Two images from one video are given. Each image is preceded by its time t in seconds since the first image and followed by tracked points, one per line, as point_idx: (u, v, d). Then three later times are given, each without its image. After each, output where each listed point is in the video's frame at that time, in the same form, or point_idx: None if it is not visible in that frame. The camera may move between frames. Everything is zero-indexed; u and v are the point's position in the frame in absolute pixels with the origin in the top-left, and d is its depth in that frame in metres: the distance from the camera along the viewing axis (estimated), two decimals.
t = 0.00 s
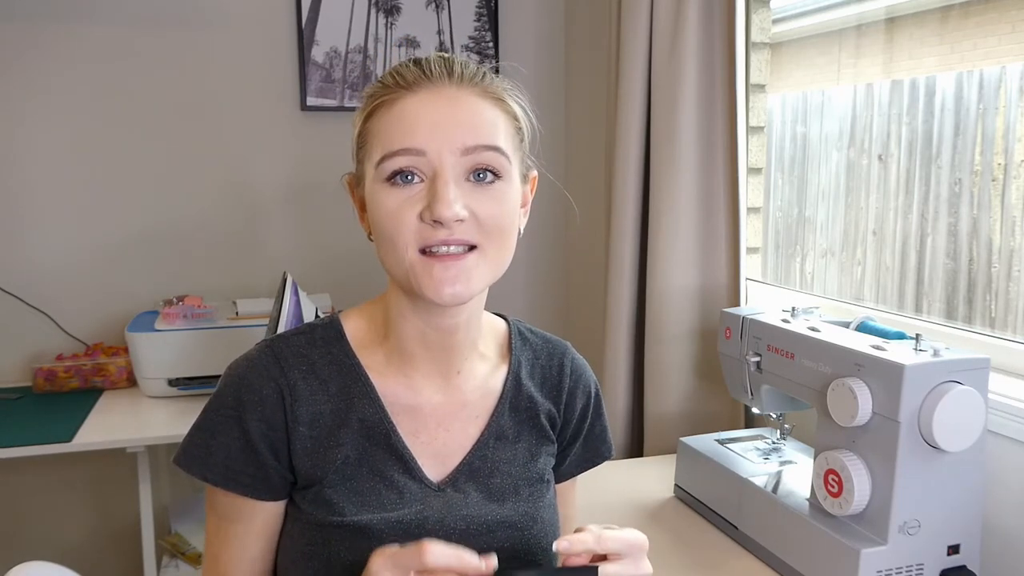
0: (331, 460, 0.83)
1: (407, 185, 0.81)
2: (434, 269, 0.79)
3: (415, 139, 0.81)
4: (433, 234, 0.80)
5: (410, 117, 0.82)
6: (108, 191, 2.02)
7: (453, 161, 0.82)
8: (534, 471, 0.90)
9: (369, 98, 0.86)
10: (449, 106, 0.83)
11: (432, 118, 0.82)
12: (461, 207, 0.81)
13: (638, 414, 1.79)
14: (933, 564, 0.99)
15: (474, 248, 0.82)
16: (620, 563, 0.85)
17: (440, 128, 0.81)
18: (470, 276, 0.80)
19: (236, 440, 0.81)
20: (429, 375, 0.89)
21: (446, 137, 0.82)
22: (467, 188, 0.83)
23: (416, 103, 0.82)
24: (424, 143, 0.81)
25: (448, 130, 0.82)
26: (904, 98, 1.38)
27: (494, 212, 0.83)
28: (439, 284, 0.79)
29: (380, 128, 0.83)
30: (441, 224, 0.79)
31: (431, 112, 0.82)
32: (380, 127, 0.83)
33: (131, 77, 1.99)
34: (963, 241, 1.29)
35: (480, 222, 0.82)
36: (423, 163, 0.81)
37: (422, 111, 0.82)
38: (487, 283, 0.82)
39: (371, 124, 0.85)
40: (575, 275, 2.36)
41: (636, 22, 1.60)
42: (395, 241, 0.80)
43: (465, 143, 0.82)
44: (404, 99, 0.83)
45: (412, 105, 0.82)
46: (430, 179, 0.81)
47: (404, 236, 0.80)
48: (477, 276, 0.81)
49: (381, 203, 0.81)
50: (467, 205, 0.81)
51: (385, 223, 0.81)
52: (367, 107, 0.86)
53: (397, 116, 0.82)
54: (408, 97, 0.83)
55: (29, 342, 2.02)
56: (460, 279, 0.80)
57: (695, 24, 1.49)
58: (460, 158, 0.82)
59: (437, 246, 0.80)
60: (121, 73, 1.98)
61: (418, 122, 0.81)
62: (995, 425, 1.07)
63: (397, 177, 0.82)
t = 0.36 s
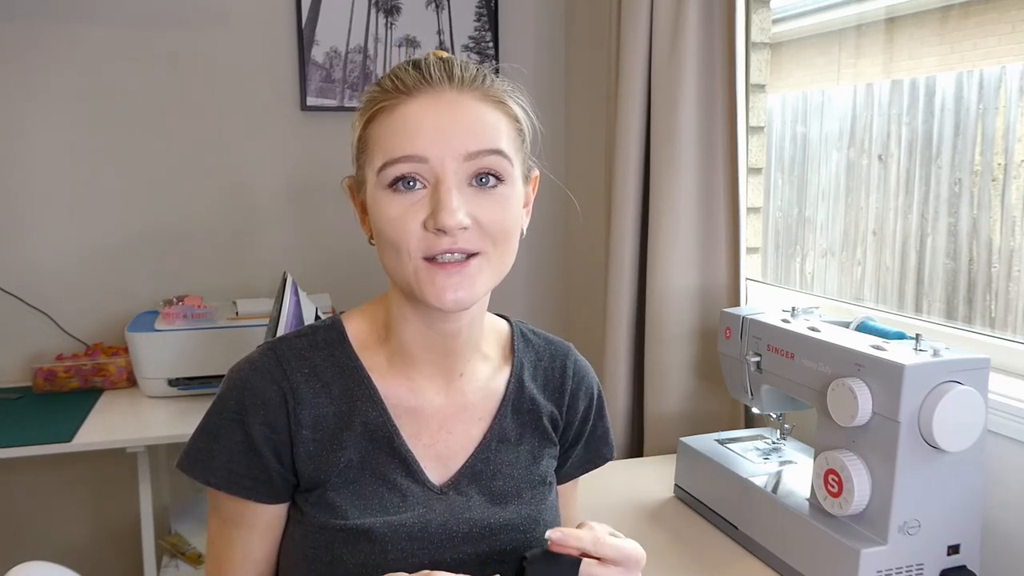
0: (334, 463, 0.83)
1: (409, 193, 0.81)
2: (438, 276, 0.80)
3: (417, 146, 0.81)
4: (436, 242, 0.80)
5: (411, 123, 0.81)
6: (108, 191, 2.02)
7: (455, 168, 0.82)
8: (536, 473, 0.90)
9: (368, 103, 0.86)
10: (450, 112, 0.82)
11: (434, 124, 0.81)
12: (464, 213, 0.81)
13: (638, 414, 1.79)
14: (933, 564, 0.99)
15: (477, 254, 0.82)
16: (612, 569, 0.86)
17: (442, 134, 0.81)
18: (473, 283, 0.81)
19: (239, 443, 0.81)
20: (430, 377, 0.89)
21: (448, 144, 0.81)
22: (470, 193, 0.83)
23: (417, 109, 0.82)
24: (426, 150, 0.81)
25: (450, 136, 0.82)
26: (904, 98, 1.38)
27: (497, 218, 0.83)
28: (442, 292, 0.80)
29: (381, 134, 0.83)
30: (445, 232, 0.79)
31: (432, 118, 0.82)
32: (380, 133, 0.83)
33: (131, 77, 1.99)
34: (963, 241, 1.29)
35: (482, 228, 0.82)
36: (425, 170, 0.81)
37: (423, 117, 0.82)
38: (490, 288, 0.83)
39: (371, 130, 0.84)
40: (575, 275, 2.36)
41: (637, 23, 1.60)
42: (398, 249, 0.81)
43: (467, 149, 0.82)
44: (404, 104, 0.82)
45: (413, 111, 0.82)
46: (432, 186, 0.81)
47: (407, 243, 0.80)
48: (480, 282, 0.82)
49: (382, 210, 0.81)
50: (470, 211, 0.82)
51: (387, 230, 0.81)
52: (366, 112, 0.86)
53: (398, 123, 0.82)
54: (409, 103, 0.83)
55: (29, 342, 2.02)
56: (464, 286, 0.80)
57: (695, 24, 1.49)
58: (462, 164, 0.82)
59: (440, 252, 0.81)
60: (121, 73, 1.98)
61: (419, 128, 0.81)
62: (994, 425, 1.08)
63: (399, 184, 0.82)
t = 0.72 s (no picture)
0: (334, 466, 0.83)
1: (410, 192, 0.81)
2: (439, 276, 0.80)
3: (418, 144, 0.81)
4: (437, 242, 0.80)
5: (412, 123, 0.81)
6: (108, 191, 2.02)
7: (457, 167, 0.82)
8: (537, 476, 0.91)
9: (368, 102, 0.86)
10: (452, 110, 0.82)
11: (435, 122, 0.81)
12: (465, 213, 0.81)
13: (638, 414, 1.79)
14: (933, 564, 0.99)
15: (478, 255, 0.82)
16: None
17: (443, 133, 0.81)
18: (473, 283, 0.81)
19: (238, 446, 0.81)
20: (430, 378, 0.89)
21: (450, 142, 0.81)
22: (471, 193, 0.83)
23: (418, 107, 0.82)
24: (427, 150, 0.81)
25: (452, 134, 0.82)
26: (904, 98, 1.38)
27: (498, 218, 0.83)
28: (443, 292, 0.80)
29: (382, 133, 0.83)
30: (446, 233, 0.79)
31: (434, 118, 0.82)
32: (381, 131, 0.83)
33: (131, 77, 1.99)
34: (963, 241, 1.29)
35: (483, 229, 0.82)
36: (426, 170, 0.81)
37: (424, 116, 0.82)
38: (490, 289, 0.83)
39: (372, 129, 0.84)
40: (575, 274, 2.36)
41: (637, 23, 1.60)
42: (399, 250, 0.80)
43: (468, 149, 0.82)
44: (405, 104, 0.83)
45: (414, 110, 0.82)
46: (433, 185, 0.81)
47: (408, 243, 0.80)
48: (480, 282, 0.82)
49: (383, 210, 0.81)
50: (471, 211, 0.82)
51: (388, 230, 0.81)
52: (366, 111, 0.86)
53: (399, 122, 0.82)
54: (411, 102, 0.83)
55: (29, 342, 2.02)
56: (464, 286, 0.80)
57: (694, 24, 1.49)
58: (463, 164, 0.82)
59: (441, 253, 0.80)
60: (121, 73, 1.98)
61: (420, 127, 0.81)
62: (994, 425, 1.08)
63: (399, 183, 0.82)
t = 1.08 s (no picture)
0: (320, 453, 0.83)
1: (434, 239, 0.77)
2: (451, 323, 0.79)
3: (452, 196, 0.76)
4: (457, 293, 0.78)
5: (448, 174, 0.76)
6: (108, 191, 2.02)
7: (488, 224, 0.78)
8: (526, 463, 0.90)
9: (399, 126, 0.79)
10: (492, 166, 0.77)
11: (473, 176, 0.77)
12: (489, 270, 0.79)
13: (638, 414, 1.79)
14: (933, 564, 0.99)
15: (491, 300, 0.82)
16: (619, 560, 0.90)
17: (480, 192, 0.77)
18: (484, 329, 0.81)
19: (225, 436, 0.81)
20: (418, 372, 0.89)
21: (486, 197, 0.77)
22: (496, 245, 0.80)
23: (456, 156, 0.77)
24: (461, 205, 0.76)
25: (489, 190, 0.77)
26: (904, 98, 1.38)
27: (516, 268, 0.82)
28: (454, 338, 0.80)
29: (412, 173, 0.77)
30: (468, 286, 0.78)
31: (473, 172, 0.77)
32: (409, 166, 0.77)
33: (131, 77, 1.99)
34: (962, 241, 1.29)
35: (502, 276, 0.81)
36: (457, 223, 0.77)
37: (463, 170, 0.76)
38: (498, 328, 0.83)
39: (399, 160, 0.78)
40: (574, 275, 2.36)
41: (637, 22, 1.60)
42: (416, 290, 0.79)
43: (502, 207, 0.78)
44: (443, 150, 0.77)
45: (451, 158, 0.77)
46: (461, 239, 0.78)
47: (425, 288, 0.78)
48: (488, 327, 0.82)
49: (402, 251, 0.78)
50: (494, 264, 0.79)
51: (405, 271, 0.78)
52: (395, 130, 0.79)
53: (433, 165, 0.77)
54: (447, 143, 0.77)
55: (29, 342, 2.02)
56: (477, 331, 0.81)
57: (694, 24, 1.49)
58: (495, 221, 0.78)
59: (456, 300, 0.79)
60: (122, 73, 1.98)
61: (456, 179, 0.76)
62: (994, 425, 1.08)
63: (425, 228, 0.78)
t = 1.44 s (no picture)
0: (315, 452, 0.83)
1: (441, 259, 0.77)
2: (451, 339, 0.80)
3: (462, 218, 0.76)
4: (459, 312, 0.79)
5: (460, 197, 0.76)
6: (108, 191, 2.02)
7: (496, 248, 0.78)
8: (521, 460, 0.90)
9: (413, 145, 0.78)
10: (504, 192, 0.77)
11: (483, 199, 0.76)
12: (493, 292, 0.79)
13: (637, 414, 1.79)
14: (933, 564, 0.99)
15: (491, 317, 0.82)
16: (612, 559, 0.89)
17: (491, 217, 0.77)
18: (482, 345, 0.82)
19: (220, 436, 0.81)
20: (413, 372, 0.89)
21: (494, 220, 0.77)
22: (501, 266, 0.80)
23: (468, 179, 0.76)
24: (471, 228, 0.76)
25: (498, 214, 0.77)
26: (904, 99, 1.38)
27: (517, 288, 0.82)
28: (453, 354, 0.81)
29: (423, 193, 0.77)
30: (472, 306, 0.78)
31: (485, 197, 0.76)
32: (421, 185, 0.77)
33: (132, 77, 1.99)
34: (962, 241, 1.29)
35: (503, 295, 0.81)
36: (464, 245, 0.77)
37: (475, 194, 0.76)
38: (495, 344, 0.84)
39: (410, 178, 0.78)
40: (575, 275, 2.36)
41: (637, 22, 1.60)
42: (419, 307, 0.79)
43: (511, 232, 0.78)
44: (456, 173, 0.76)
45: (464, 181, 0.76)
46: (467, 259, 0.78)
47: (429, 304, 0.78)
48: (486, 343, 0.83)
49: (408, 268, 0.77)
50: (497, 285, 0.80)
51: (410, 287, 0.78)
52: (408, 147, 0.79)
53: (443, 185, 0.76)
54: (459, 164, 0.77)
55: (29, 342, 2.02)
56: (477, 349, 0.81)
57: (694, 24, 1.49)
58: (502, 244, 0.78)
59: (458, 317, 0.80)
60: (122, 73, 1.98)
61: (467, 201, 0.76)
62: (994, 425, 1.08)
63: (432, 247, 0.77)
